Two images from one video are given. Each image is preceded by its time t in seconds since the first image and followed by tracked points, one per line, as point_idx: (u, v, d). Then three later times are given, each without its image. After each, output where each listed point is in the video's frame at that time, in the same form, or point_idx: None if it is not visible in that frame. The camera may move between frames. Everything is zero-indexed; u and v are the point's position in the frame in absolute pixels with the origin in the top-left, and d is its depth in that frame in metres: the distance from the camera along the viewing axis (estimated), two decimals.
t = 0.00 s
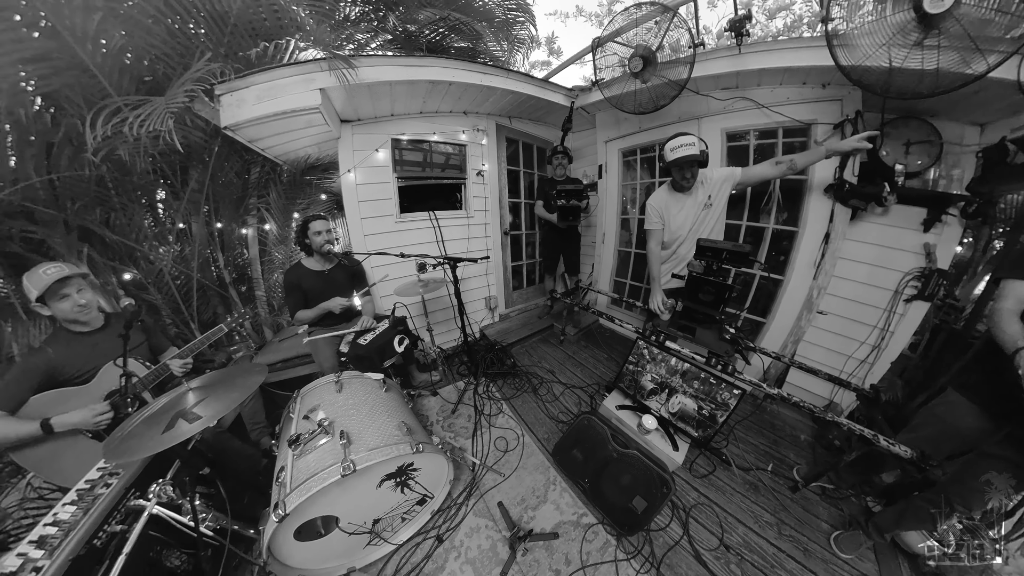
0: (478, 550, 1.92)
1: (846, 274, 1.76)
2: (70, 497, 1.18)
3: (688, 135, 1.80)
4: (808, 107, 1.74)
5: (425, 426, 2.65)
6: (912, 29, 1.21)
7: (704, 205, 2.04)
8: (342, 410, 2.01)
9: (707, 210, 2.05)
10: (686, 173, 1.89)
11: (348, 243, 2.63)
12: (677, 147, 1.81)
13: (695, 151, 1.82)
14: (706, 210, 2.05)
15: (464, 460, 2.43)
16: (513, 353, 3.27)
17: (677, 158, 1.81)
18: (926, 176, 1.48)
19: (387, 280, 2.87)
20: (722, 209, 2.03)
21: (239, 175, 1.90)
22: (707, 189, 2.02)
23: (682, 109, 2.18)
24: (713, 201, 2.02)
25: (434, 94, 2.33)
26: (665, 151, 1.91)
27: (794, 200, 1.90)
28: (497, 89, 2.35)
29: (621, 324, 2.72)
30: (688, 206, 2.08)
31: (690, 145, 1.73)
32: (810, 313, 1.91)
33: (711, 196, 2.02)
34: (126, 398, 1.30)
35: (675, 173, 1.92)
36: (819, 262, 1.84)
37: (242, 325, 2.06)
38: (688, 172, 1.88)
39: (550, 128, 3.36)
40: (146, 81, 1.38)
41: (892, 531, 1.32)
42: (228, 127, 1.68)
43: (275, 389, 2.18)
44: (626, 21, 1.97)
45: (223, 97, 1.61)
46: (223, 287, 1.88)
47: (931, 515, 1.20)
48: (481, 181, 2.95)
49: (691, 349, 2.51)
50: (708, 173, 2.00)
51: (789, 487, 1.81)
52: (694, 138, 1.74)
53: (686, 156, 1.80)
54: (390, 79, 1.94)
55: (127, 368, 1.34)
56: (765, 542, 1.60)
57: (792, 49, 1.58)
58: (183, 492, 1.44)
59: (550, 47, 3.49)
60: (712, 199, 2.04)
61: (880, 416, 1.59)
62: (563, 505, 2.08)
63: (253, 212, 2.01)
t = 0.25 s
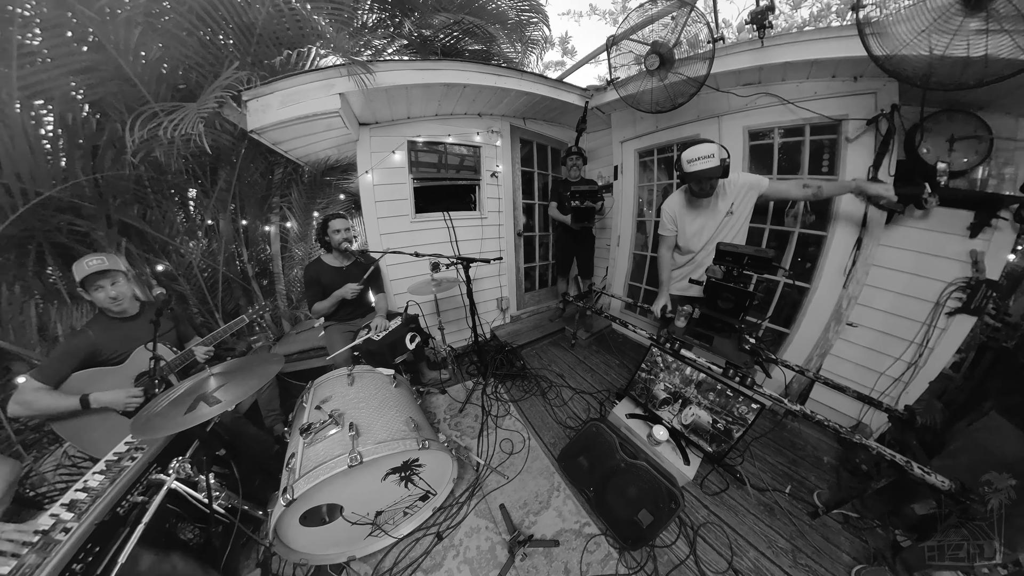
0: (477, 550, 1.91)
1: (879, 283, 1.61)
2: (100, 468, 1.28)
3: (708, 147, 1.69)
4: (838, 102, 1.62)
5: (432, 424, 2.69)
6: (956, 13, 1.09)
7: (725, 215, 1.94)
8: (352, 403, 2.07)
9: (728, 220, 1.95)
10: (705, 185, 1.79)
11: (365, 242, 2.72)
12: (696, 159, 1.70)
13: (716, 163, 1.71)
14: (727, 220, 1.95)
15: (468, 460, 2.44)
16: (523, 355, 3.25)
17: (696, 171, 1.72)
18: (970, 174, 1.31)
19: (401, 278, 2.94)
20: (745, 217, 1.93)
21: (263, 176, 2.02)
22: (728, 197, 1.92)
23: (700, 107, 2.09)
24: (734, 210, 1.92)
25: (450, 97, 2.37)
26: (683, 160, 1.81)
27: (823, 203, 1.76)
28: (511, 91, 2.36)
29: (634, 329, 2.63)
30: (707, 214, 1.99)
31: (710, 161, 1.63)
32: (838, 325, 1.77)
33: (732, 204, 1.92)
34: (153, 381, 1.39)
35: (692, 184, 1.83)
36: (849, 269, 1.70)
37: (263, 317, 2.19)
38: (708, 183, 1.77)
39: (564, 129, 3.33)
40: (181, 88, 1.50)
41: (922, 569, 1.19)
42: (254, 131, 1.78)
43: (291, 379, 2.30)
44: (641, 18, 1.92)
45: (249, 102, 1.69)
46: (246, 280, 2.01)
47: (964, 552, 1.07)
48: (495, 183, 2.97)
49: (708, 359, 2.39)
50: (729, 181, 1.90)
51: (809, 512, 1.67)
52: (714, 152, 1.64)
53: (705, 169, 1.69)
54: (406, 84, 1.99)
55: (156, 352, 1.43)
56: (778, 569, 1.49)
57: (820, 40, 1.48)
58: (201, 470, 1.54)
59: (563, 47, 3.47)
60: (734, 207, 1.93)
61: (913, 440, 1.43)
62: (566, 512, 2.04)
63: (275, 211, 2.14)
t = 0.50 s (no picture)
0: (476, 551, 1.91)
1: (924, 294, 1.44)
2: (132, 441, 1.40)
3: (730, 136, 1.61)
4: (874, 95, 1.48)
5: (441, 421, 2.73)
6: None
7: (744, 221, 1.84)
8: (364, 395, 2.14)
9: (747, 227, 1.84)
10: (725, 178, 1.70)
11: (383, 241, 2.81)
12: (714, 147, 1.63)
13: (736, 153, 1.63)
14: (746, 228, 1.84)
15: (474, 460, 2.44)
16: (535, 358, 3.22)
17: (712, 159, 1.64)
18: None
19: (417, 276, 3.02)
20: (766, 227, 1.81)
21: (289, 177, 2.16)
22: (751, 202, 1.82)
23: (724, 104, 1.99)
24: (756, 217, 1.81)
25: (467, 99, 2.41)
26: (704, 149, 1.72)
27: (859, 205, 1.61)
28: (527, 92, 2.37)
29: (651, 336, 2.52)
30: (726, 214, 1.90)
31: (726, 149, 1.55)
32: (877, 340, 1.59)
33: (755, 210, 1.82)
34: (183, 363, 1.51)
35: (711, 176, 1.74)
36: (889, 278, 1.52)
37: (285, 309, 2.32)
38: (728, 176, 1.69)
39: (582, 129, 3.29)
40: (216, 96, 1.64)
41: None
42: (281, 135, 1.90)
43: (309, 369, 2.42)
44: (659, 13, 1.85)
45: (276, 107, 1.80)
46: (271, 274, 2.15)
47: None
48: (512, 184, 2.99)
49: (728, 371, 2.24)
50: (754, 184, 1.80)
51: (835, 546, 1.51)
52: (733, 140, 1.56)
53: (722, 159, 1.61)
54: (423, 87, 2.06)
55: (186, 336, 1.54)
56: None
57: (855, 27, 1.36)
58: (221, 448, 1.65)
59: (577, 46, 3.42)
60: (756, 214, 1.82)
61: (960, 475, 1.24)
62: (569, 521, 1.99)
63: (299, 210, 2.27)
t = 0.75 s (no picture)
0: (475, 552, 1.90)
1: (970, 307, 1.32)
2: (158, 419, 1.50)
3: (750, 140, 1.52)
4: (913, 86, 1.37)
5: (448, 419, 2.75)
6: None
7: (759, 229, 1.77)
8: (375, 390, 2.20)
9: (763, 235, 1.77)
10: (742, 183, 1.62)
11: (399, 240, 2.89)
12: (733, 153, 1.55)
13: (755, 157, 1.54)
14: (761, 236, 1.78)
15: (479, 460, 2.45)
16: (545, 361, 3.19)
17: (728, 166, 1.57)
18: None
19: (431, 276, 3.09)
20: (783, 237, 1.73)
21: (311, 178, 2.28)
22: (768, 210, 1.74)
23: (746, 101, 1.90)
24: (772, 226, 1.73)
25: (481, 101, 2.44)
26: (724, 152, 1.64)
27: (896, 207, 1.48)
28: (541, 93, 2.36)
29: (666, 343, 2.41)
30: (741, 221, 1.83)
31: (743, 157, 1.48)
32: (915, 357, 1.45)
33: (772, 218, 1.73)
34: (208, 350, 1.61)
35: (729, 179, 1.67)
36: (929, 288, 1.40)
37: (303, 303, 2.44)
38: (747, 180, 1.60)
39: (597, 129, 3.25)
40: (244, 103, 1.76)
41: None
42: (303, 138, 2.00)
43: (324, 362, 2.53)
44: (676, 7, 1.78)
45: (299, 112, 1.90)
46: (292, 270, 2.26)
47: None
48: (526, 185, 2.99)
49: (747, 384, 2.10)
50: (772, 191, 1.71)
51: None
52: (752, 147, 1.48)
53: (740, 167, 1.54)
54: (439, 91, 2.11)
55: (212, 325, 1.65)
56: None
57: (894, 13, 1.27)
58: (238, 432, 1.75)
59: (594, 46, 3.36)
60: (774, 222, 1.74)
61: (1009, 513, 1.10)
62: (570, 530, 1.94)
63: (319, 209, 2.39)
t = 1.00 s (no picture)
0: (474, 552, 1.90)
1: None
2: (186, 400, 1.62)
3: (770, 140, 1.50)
4: (963, 73, 1.23)
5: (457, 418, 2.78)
6: None
7: (780, 229, 1.72)
8: (387, 385, 2.26)
9: (784, 235, 1.72)
10: (762, 182, 1.59)
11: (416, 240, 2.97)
12: (751, 154, 1.53)
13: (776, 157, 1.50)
14: (782, 236, 1.73)
15: (485, 461, 2.45)
16: (557, 365, 3.14)
17: (747, 166, 1.55)
18: None
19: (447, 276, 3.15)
20: (806, 239, 1.66)
21: (333, 179, 2.41)
22: (789, 210, 1.68)
23: (774, 95, 1.80)
24: (794, 227, 1.67)
25: (497, 103, 2.47)
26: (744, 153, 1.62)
27: (945, 210, 1.32)
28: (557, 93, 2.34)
29: (683, 352, 2.29)
30: (762, 222, 1.78)
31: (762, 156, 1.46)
32: (965, 379, 1.28)
33: (795, 218, 1.66)
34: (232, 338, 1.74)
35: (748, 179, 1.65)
36: (982, 302, 1.23)
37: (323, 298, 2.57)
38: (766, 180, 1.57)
39: (616, 129, 3.18)
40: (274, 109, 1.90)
41: None
42: (326, 141, 2.12)
43: (341, 355, 2.64)
44: None
45: (322, 117, 2.01)
46: (313, 266, 2.40)
47: None
48: (542, 186, 2.98)
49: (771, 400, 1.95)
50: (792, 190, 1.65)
51: None
52: (771, 147, 1.45)
53: (759, 167, 1.52)
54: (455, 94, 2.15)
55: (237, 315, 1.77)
56: None
57: None
58: (257, 416, 1.86)
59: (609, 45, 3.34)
60: (796, 223, 1.68)
61: None
62: (573, 540, 1.88)
63: (340, 209, 2.52)
